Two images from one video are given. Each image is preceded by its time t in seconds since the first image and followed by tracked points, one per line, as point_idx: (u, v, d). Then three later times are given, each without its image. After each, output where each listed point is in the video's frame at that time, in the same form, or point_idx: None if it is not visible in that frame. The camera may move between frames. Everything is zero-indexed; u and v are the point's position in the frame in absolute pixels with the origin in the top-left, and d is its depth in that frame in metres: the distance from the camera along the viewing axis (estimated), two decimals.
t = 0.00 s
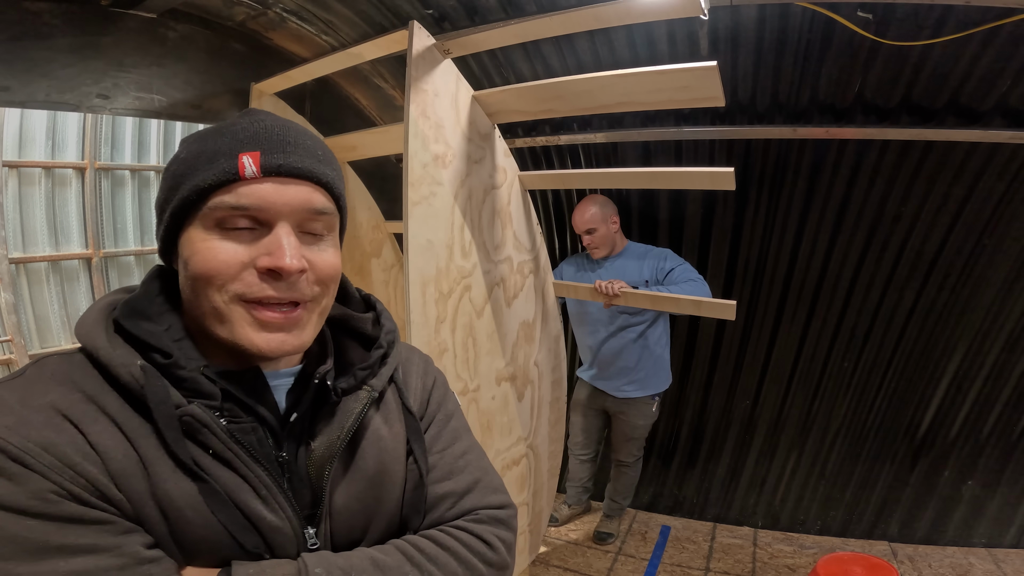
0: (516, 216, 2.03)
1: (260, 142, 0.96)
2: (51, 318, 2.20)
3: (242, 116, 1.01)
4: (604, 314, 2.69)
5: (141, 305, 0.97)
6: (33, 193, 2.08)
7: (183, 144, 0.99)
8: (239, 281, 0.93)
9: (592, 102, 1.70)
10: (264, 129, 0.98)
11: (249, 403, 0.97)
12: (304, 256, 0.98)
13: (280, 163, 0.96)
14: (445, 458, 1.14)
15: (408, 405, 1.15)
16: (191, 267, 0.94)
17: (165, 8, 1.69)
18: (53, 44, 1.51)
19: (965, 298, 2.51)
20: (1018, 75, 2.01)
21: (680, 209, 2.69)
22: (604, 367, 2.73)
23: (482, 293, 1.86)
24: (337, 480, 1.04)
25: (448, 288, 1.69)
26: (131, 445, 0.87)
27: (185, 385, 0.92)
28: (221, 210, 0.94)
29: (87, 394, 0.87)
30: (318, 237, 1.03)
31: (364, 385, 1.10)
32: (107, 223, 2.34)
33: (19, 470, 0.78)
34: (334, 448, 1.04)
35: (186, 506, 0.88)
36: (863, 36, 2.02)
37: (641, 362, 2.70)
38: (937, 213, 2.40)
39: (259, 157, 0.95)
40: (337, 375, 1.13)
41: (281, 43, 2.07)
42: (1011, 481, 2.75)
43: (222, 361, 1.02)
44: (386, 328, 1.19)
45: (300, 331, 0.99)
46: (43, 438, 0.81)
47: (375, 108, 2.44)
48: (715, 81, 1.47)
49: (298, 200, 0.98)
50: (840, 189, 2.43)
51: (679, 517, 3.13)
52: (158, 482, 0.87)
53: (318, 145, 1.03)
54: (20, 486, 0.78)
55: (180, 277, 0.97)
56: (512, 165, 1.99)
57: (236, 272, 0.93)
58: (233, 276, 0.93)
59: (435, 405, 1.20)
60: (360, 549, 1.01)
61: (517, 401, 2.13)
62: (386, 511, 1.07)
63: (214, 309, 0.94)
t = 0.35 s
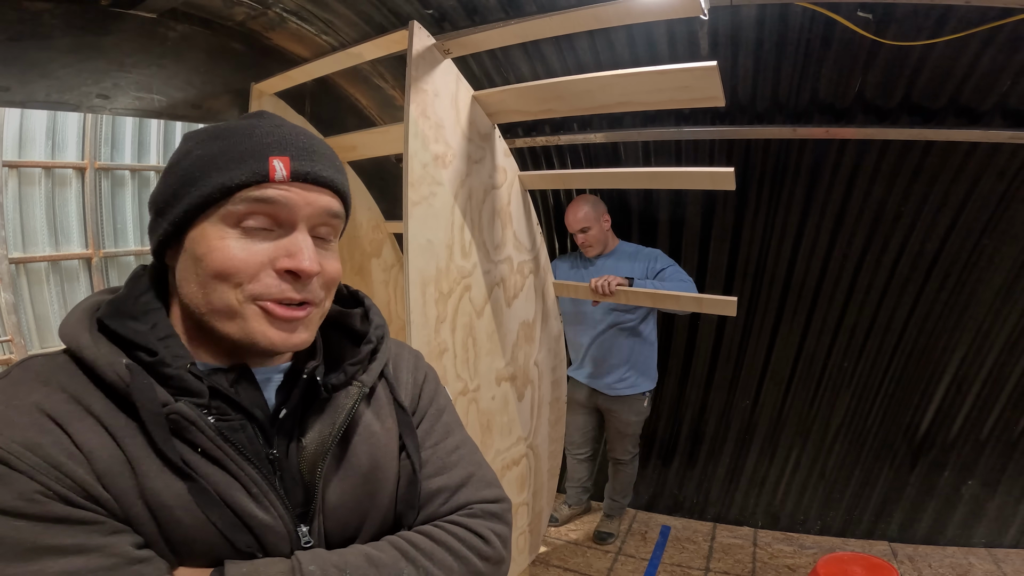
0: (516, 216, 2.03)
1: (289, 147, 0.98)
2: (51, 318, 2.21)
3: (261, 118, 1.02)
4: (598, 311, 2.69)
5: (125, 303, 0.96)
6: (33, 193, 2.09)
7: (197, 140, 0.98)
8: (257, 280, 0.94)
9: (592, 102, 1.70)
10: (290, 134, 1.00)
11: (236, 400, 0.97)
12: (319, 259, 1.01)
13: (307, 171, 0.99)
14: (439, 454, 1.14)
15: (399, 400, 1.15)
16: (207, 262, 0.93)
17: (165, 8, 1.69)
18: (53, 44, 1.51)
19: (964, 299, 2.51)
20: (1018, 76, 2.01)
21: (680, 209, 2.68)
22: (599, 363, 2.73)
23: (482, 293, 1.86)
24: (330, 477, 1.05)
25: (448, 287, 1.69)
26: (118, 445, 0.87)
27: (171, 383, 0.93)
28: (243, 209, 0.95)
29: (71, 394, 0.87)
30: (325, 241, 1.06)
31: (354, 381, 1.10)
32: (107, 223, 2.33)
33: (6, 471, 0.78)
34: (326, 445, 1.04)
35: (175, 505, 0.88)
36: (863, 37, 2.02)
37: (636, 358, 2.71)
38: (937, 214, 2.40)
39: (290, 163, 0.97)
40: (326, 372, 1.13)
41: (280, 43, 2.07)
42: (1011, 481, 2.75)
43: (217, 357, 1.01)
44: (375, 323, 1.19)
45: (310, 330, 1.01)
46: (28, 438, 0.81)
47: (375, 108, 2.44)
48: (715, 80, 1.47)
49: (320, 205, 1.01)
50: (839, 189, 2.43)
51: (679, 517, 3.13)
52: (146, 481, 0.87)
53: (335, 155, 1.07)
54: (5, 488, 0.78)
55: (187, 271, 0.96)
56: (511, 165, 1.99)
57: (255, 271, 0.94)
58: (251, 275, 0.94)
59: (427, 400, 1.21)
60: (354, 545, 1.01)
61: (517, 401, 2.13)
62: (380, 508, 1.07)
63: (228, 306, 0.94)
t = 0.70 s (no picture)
0: (516, 216, 2.03)
1: (289, 138, 1.00)
2: (51, 317, 2.21)
3: (264, 116, 1.05)
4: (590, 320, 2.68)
5: (129, 304, 0.97)
6: (33, 193, 2.09)
7: (200, 137, 1.00)
8: (257, 267, 0.94)
9: (592, 102, 1.70)
10: (291, 128, 1.02)
11: (239, 401, 0.97)
12: (320, 248, 1.01)
13: (307, 161, 1.00)
14: (440, 455, 1.14)
15: (401, 401, 1.15)
16: (208, 252, 0.94)
17: (165, 8, 1.70)
18: (53, 44, 1.52)
19: (964, 298, 2.51)
20: (1018, 75, 2.01)
21: (680, 209, 2.68)
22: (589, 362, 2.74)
23: (482, 293, 1.86)
24: (331, 478, 1.05)
25: (448, 287, 1.69)
26: (120, 445, 0.87)
27: (174, 384, 0.93)
28: (244, 200, 0.96)
29: (74, 395, 0.87)
30: (328, 234, 1.06)
31: (357, 382, 1.10)
32: (107, 223, 2.33)
33: (7, 470, 0.78)
34: (327, 446, 1.04)
35: (176, 506, 0.88)
36: (863, 37, 2.02)
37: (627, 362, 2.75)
38: (937, 213, 2.39)
39: (290, 153, 0.99)
40: (329, 372, 1.13)
41: (281, 43, 2.07)
42: (1011, 481, 2.75)
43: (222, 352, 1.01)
44: (378, 324, 1.19)
45: (312, 320, 1.00)
46: (31, 439, 0.81)
47: (375, 108, 2.44)
48: (715, 80, 1.47)
49: (321, 195, 1.01)
50: (839, 189, 2.43)
51: (679, 517, 3.13)
52: (147, 481, 0.87)
53: (336, 150, 1.08)
54: (8, 487, 0.78)
55: (190, 263, 0.96)
56: (511, 165, 1.99)
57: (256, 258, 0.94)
58: (252, 262, 0.94)
59: (429, 401, 1.21)
60: (355, 546, 1.01)
61: (516, 401, 2.13)
62: (381, 509, 1.07)
63: (229, 294, 0.94)
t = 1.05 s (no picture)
0: (516, 216, 2.03)
1: (289, 140, 1.00)
2: (51, 318, 2.21)
3: (265, 118, 1.04)
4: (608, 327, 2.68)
5: (138, 304, 0.97)
6: (33, 193, 2.09)
7: (202, 140, 1.01)
8: (255, 270, 0.94)
9: (592, 102, 1.70)
10: (291, 129, 1.02)
11: (246, 401, 0.97)
12: (320, 250, 1.00)
13: (306, 163, 1.00)
14: (444, 456, 1.14)
15: (406, 402, 1.15)
16: (207, 254, 0.94)
17: (165, 8, 1.70)
18: (53, 44, 1.52)
19: (964, 298, 2.51)
20: (1018, 75, 2.01)
21: (679, 210, 2.67)
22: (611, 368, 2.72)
23: (482, 293, 1.86)
24: (335, 479, 1.04)
25: (448, 287, 1.69)
26: (126, 444, 0.87)
27: (180, 383, 0.93)
28: (243, 202, 0.96)
29: (82, 393, 0.87)
30: (330, 235, 1.05)
31: (362, 382, 1.11)
32: (107, 223, 2.33)
33: (15, 468, 0.79)
34: (332, 446, 1.04)
35: (181, 505, 0.88)
36: (863, 37, 2.02)
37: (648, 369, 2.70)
38: (937, 213, 2.39)
39: (288, 155, 0.98)
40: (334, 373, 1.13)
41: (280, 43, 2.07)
42: (1011, 481, 2.75)
43: (225, 354, 1.01)
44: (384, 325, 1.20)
45: (311, 322, 1.00)
46: (38, 437, 0.81)
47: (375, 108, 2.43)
48: (715, 80, 1.47)
49: (320, 197, 1.01)
50: (839, 189, 2.43)
51: (679, 517, 3.13)
52: (153, 480, 0.87)
53: (337, 151, 1.07)
54: (15, 485, 0.78)
55: (191, 265, 0.97)
56: (512, 164, 1.99)
57: (254, 261, 0.94)
58: (250, 265, 0.94)
59: (433, 402, 1.21)
60: (358, 547, 1.01)
61: (517, 401, 2.13)
62: (385, 509, 1.07)
63: (227, 296, 0.94)
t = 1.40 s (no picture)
0: (516, 216, 2.03)
1: (290, 135, 1.00)
2: (51, 317, 2.21)
3: (266, 115, 1.05)
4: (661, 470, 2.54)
5: (139, 304, 0.97)
6: (33, 193, 2.09)
7: (202, 138, 1.01)
8: (265, 266, 0.94)
9: (592, 102, 1.69)
10: (292, 124, 1.02)
11: (246, 401, 0.97)
12: (326, 244, 1.00)
13: (309, 156, 1.00)
14: (445, 459, 1.14)
15: (407, 404, 1.15)
16: (215, 252, 0.94)
17: (165, 8, 1.70)
18: (53, 44, 1.52)
19: (965, 298, 2.51)
20: (1018, 76, 2.02)
21: (680, 210, 2.67)
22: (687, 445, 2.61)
23: (482, 293, 1.86)
24: (335, 480, 1.04)
25: (448, 287, 1.69)
26: (126, 445, 0.87)
27: (180, 384, 0.93)
28: (249, 198, 0.96)
29: (82, 393, 0.87)
30: (333, 229, 1.06)
31: (363, 384, 1.10)
32: (107, 223, 2.33)
33: (13, 468, 0.78)
34: (332, 448, 1.04)
35: (180, 506, 0.88)
36: (863, 37, 2.03)
37: (720, 455, 2.57)
38: (937, 213, 2.40)
39: (291, 149, 0.99)
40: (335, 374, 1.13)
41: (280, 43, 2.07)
42: (1011, 481, 2.75)
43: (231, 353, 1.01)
44: (385, 326, 1.20)
45: (321, 316, 1.00)
46: (37, 437, 0.81)
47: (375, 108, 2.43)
48: (716, 80, 1.47)
49: (324, 190, 1.01)
50: (839, 189, 2.43)
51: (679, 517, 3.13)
52: (152, 481, 0.87)
53: (337, 145, 1.08)
54: (14, 485, 0.78)
55: (197, 264, 0.96)
56: (512, 164, 1.99)
57: (264, 256, 0.94)
58: (259, 260, 0.94)
59: (435, 404, 1.21)
60: (357, 549, 1.01)
61: (517, 401, 2.13)
62: (385, 511, 1.07)
63: (237, 293, 0.94)
